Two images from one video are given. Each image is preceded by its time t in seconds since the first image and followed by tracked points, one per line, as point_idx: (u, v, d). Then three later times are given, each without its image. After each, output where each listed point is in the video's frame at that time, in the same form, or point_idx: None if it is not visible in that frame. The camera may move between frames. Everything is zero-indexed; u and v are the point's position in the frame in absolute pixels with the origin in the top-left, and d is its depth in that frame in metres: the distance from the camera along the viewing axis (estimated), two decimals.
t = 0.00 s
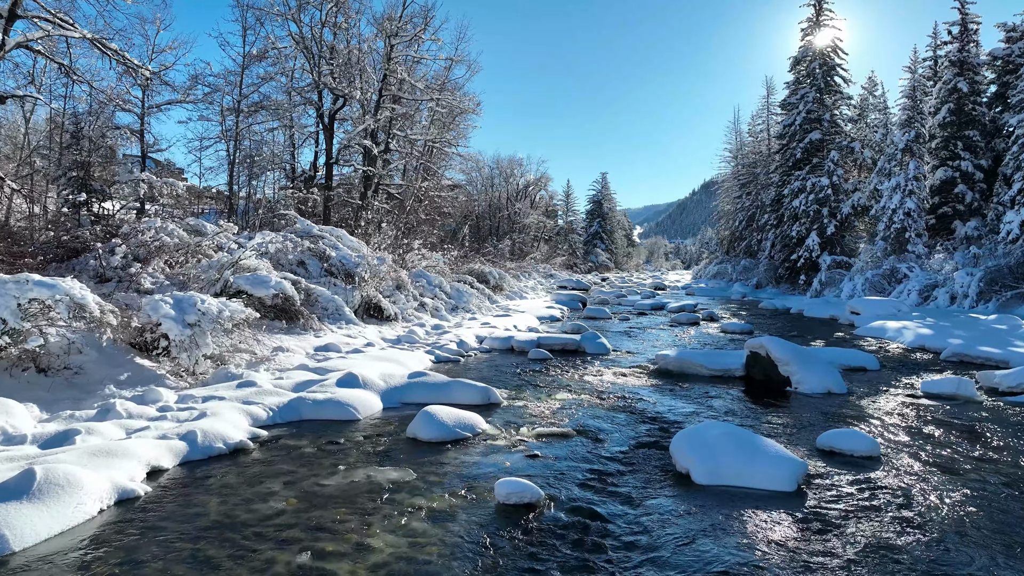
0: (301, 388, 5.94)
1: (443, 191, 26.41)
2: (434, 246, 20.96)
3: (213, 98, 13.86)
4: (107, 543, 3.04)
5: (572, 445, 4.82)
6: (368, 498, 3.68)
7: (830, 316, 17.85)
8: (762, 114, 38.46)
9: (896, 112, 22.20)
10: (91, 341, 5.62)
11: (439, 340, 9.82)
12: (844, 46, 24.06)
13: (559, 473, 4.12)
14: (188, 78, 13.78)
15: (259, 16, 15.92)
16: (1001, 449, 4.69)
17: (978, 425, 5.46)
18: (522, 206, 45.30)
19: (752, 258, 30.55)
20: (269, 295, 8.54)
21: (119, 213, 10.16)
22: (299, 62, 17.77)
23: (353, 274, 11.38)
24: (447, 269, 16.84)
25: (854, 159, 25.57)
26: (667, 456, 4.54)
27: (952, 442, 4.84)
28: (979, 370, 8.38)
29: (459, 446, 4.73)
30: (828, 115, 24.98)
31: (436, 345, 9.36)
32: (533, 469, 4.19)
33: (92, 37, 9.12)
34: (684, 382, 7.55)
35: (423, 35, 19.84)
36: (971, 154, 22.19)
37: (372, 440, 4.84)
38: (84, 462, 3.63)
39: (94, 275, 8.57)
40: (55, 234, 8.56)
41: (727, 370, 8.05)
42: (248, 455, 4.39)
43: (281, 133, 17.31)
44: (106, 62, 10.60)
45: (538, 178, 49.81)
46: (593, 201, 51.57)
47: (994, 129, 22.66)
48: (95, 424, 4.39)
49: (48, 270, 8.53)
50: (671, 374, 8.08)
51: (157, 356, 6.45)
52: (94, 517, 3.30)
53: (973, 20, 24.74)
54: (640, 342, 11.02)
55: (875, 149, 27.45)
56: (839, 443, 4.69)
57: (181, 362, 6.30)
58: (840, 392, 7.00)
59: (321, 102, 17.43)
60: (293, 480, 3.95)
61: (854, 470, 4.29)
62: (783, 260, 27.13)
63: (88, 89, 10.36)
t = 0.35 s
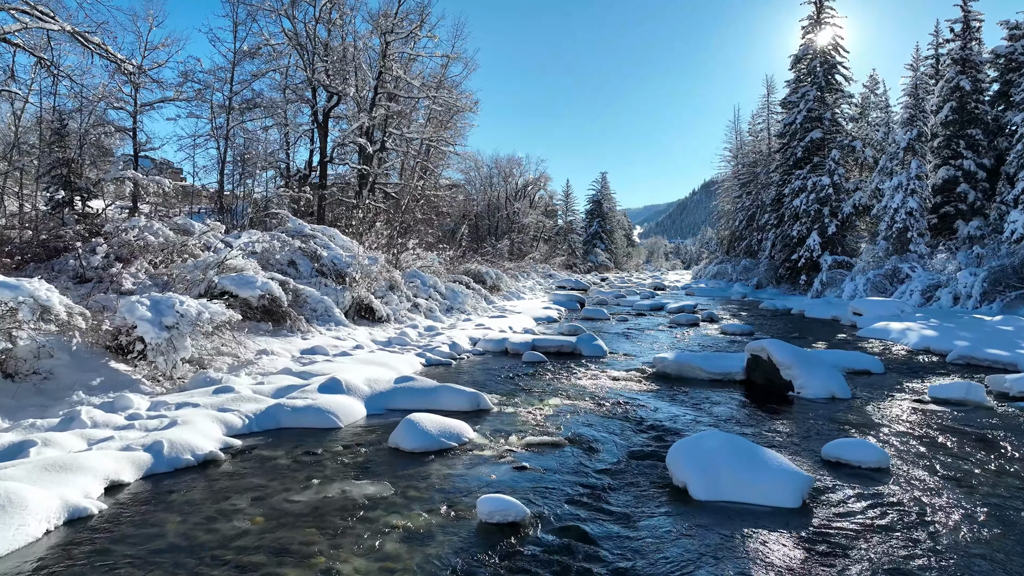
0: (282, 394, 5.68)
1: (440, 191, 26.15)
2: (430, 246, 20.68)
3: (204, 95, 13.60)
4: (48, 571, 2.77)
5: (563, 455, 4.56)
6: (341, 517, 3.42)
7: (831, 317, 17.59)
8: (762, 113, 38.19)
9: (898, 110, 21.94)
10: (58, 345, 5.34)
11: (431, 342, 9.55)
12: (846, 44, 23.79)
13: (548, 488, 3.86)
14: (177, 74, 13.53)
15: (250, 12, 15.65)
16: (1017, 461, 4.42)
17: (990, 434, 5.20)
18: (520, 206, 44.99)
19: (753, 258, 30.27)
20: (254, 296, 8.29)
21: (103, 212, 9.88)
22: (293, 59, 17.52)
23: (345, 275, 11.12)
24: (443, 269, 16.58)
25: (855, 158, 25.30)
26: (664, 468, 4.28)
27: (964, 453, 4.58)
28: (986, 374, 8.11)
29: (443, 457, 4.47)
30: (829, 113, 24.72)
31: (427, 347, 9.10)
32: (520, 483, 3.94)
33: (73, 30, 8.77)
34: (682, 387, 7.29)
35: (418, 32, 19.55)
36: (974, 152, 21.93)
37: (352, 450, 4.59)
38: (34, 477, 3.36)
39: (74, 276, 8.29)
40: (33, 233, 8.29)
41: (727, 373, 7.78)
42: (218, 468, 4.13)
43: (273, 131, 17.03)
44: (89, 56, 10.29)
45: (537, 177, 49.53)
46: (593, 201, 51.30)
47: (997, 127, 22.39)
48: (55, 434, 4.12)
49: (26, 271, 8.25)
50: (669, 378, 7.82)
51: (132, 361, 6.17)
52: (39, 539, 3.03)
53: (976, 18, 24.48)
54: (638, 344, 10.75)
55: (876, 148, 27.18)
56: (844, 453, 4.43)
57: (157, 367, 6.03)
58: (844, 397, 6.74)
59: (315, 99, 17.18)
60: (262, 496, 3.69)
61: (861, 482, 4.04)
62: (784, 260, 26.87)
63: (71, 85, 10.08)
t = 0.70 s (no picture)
0: (257, 401, 5.37)
1: (437, 190, 25.82)
2: (425, 245, 20.35)
3: (192, 91, 13.30)
4: None
5: (552, 468, 4.26)
6: (305, 541, 3.12)
7: (834, 317, 17.26)
8: (763, 112, 37.87)
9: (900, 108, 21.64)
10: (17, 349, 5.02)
11: (421, 345, 9.23)
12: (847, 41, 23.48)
13: (534, 506, 3.55)
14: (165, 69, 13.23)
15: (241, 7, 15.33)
16: None
17: (1006, 444, 4.90)
18: (519, 205, 44.66)
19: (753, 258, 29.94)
20: (236, 297, 7.98)
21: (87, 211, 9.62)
22: (285, 55, 17.20)
23: (333, 275, 10.80)
24: (437, 269, 16.27)
25: (857, 156, 24.98)
26: (659, 484, 3.98)
27: (981, 467, 4.28)
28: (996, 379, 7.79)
29: (422, 471, 4.17)
30: (830, 111, 24.41)
31: (416, 350, 8.77)
32: (503, 501, 3.63)
33: (50, 21, 8.45)
34: (681, 392, 6.99)
35: (413, 28, 19.22)
36: (977, 151, 21.61)
37: (326, 464, 4.28)
38: None
39: (49, 276, 7.96)
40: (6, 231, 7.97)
41: (727, 378, 7.47)
42: (178, 483, 3.82)
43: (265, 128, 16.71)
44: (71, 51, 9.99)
45: (536, 177, 49.19)
46: (592, 201, 50.99)
47: (1001, 125, 22.06)
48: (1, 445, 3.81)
49: None
50: (667, 382, 7.52)
51: (101, 366, 5.84)
52: None
53: (979, 15, 24.17)
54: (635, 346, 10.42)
55: (878, 147, 26.87)
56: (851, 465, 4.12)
57: (127, 372, 5.72)
58: (850, 403, 6.43)
59: (308, 96, 16.86)
60: (221, 516, 3.38)
61: (871, 499, 3.74)
62: (785, 260, 26.56)
63: (50, 80, 9.78)
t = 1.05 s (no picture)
0: (232, 408, 5.09)
1: (434, 190, 25.55)
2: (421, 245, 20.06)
3: (181, 87, 13.04)
4: None
5: (540, 483, 3.97)
6: (264, 567, 2.85)
7: (835, 318, 16.99)
8: (763, 111, 37.59)
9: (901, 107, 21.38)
10: None
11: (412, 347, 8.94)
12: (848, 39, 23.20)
13: (518, 527, 3.27)
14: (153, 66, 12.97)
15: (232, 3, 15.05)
16: None
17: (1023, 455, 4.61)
18: (518, 205, 44.38)
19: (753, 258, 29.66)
20: (219, 298, 7.71)
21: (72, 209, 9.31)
22: (278, 52, 16.94)
23: (323, 275, 10.53)
24: (431, 269, 16.00)
25: (858, 155, 24.70)
26: (654, 500, 3.69)
27: (999, 481, 3.99)
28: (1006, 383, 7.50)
29: (400, 486, 3.89)
30: (831, 110, 24.13)
31: (406, 353, 8.49)
32: (484, 521, 3.35)
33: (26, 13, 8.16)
34: (679, 397, 6.71)
35: (409, 25, 18.94)
36: (980, 149, 21.32)
37: (298, 477, 4.00)
38: None
39: (24, 276, 7.67)
40: None
41: (728, 382, 7.19)
42: (136, 500, 3.54)
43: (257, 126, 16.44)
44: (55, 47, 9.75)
45: (536, 176, 48.92)
46: (592, 201, 50.75)
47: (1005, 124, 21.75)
48: None
49: None
50: (665, 387, 7.24)
51: (71, 371, 5.56)
52: None
53: (981, 12, 23.89)
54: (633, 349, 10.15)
55: (879, 146, 26.57)
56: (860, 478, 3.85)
57: (97, 377, 5.44)
58: (856, 409, 6.15)
59: (301, 94, 16.60)
60: (176, 538, 3.10)
61: (883, 517, 3.46)
62: (785, 260, 26.28)
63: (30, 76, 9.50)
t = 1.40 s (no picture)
0: (204, 417, 4.81)
1: (431, 189, 25.24)
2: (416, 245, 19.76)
3: (168, 84, 12.76)
4: None
5: (526, 499, 3.70)
6: None
7: (837, 319, 16.70)
8: (763, 111, 37.30)
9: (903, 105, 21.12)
10: None
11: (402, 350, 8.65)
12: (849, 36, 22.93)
13: (498, 552, 2.99)
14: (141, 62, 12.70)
15: None
16: None
17: None
18: (517, 205, 44.06)
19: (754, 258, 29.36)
20: (200, 299, 7.43)
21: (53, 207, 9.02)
22: (270, 49, 16.67)
23: (312, 275, 10.24)
24: (426, 269, 15.71)
25: (859, 155, 24.42)
26: (648, 519, 3.42)
27: (1018, 498, 3.71)
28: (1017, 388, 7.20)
29: (374, 502, 3.61)
30: (832, 109, 23.86)
31: (395, 356, 8.20)
32: (461, 543, 3.08)
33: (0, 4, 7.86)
34: (677, 403, 6.43)
35: (404, 22, 18.63)
36: (984, 148, 21.02)
37: (266, 492, 3.73)
38: None
39: None
40: None
41: (728, 387, 6.90)
42: (85, 520, 3.26)
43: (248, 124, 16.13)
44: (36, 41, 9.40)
45: (535, 176, 48.62)
46: (592, 200, 50.48)
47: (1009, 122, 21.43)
48: None
49: None
50: (663, 392, 6.96)
51: (35, 376, 5.26)
52: None
53: (985, 10, 23.60)
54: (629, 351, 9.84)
55: (881, 144, 26.27)
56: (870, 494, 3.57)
57: (64, 383, 5.15)
58: (862, 416, 5.87)
59: (294, 91, 16.31)
60: (122, 565, 2.83)
61: (896, 539, 3.18)
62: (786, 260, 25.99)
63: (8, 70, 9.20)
